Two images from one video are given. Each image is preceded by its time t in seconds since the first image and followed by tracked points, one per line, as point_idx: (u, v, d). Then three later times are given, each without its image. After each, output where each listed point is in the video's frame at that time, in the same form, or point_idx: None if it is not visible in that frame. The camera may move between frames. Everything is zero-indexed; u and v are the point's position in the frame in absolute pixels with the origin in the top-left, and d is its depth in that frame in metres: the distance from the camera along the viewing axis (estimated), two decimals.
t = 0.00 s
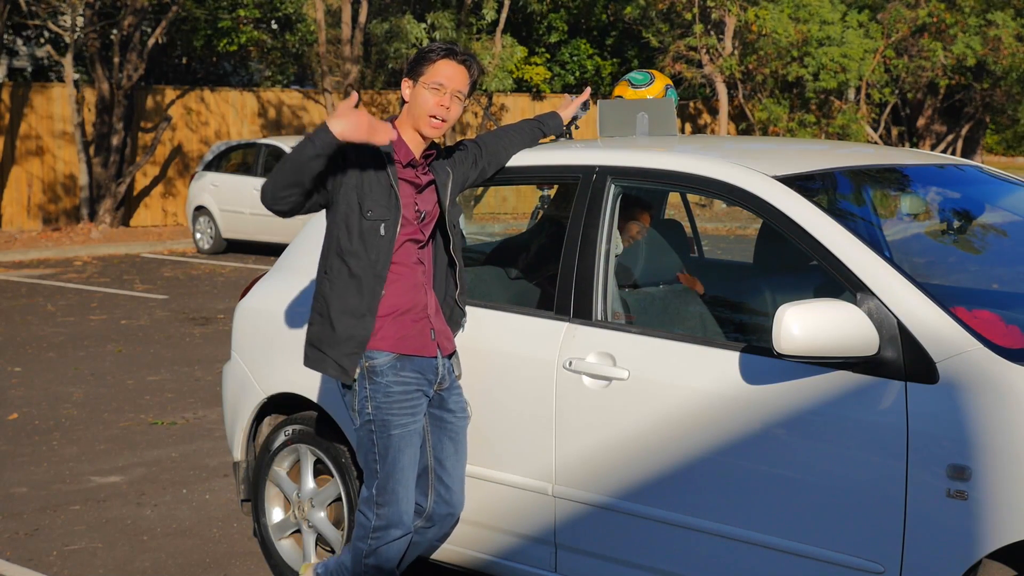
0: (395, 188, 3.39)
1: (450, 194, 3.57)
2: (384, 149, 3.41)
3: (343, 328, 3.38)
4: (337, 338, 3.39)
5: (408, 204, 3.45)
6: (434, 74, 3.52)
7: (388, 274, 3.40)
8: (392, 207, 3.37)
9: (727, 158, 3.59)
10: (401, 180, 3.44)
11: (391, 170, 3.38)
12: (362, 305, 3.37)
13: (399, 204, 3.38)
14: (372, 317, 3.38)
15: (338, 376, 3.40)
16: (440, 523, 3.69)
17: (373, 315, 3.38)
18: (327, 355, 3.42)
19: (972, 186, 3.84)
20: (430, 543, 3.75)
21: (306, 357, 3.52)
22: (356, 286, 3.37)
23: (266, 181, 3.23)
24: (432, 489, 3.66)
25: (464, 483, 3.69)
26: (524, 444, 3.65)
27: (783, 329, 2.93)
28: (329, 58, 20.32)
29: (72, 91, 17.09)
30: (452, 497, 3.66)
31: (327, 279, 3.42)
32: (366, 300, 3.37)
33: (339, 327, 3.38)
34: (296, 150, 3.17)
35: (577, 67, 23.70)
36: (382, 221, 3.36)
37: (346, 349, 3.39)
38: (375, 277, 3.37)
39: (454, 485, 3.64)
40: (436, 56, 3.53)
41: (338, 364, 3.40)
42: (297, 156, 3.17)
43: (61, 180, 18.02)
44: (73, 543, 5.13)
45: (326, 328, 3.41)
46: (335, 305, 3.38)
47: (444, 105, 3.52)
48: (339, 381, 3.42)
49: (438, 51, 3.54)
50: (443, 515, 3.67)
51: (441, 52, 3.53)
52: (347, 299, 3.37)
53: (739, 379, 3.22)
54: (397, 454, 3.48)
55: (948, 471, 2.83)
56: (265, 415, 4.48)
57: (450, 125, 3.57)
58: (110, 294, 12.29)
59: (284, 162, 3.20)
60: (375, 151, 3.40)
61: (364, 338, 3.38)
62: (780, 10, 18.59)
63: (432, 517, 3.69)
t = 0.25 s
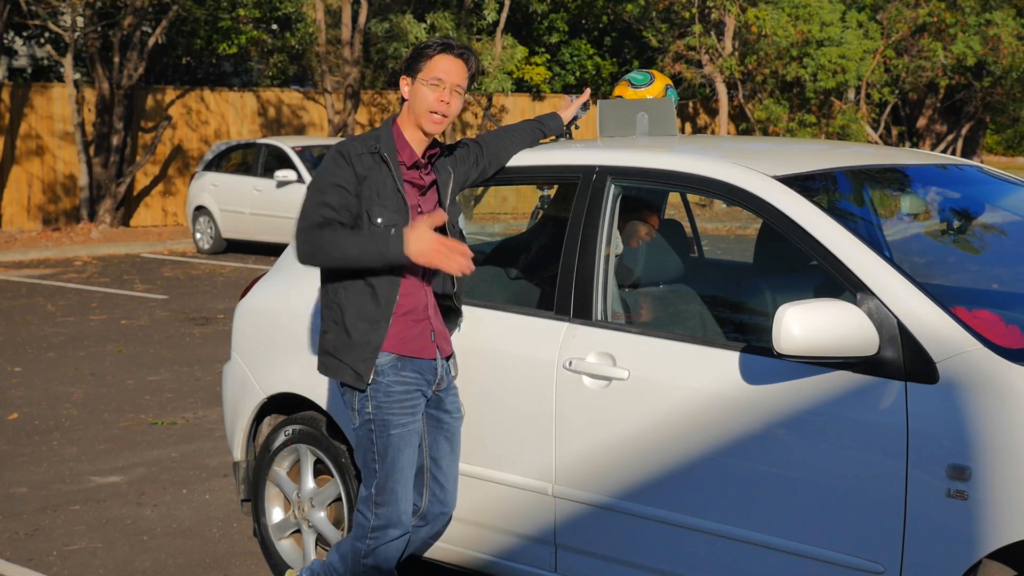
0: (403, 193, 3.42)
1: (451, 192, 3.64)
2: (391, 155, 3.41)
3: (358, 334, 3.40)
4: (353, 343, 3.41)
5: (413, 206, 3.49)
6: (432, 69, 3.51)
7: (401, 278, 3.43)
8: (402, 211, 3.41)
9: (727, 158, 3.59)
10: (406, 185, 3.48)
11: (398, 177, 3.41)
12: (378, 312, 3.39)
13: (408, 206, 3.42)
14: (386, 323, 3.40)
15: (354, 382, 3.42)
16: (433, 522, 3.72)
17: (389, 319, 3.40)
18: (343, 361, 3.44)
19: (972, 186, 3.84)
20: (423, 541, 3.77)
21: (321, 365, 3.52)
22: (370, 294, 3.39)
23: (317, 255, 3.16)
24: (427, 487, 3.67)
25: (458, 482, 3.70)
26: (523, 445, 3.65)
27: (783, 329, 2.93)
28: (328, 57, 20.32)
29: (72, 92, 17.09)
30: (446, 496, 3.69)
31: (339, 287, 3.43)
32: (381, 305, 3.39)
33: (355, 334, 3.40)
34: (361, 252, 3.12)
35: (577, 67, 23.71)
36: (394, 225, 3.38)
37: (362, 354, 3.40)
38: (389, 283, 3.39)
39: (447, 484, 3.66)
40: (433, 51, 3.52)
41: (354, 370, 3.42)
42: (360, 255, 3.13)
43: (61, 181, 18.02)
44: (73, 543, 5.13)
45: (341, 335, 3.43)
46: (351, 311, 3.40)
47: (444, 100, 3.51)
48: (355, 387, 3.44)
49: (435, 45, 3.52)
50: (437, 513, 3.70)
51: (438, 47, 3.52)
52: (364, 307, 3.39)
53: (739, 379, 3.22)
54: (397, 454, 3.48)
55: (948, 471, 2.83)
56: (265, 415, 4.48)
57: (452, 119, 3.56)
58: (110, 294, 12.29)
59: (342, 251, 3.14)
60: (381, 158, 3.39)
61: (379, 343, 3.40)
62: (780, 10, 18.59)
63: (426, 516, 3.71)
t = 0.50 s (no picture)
0: (409, 193, 3.43)
1: (451, 190, 3.66)
2: (391, 157, 3.40)
3: (368, 335, 3.42)
4: (365, 344, 3.44)
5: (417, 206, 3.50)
6: (417, 64, 3.50)
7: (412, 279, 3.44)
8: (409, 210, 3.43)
9: (727, 158, 3.59)
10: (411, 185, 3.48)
11: (401, 178, 3.40)
12: (390, 314, 3.41)
13: (414, 206, 3.44)
14: (397, 324, 3.42)
15: (369, 384, 3.44)
16: (434, 523, 3.72)
17: (400, 320, 3.42)
18: (356, 363, 3.47)
19: (973, 186, 3.84)
20: (425, 540, 3.77)
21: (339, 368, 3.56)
22: (379, 295, 3.41)
23: (357, 275, 3.28)
24: (429, 488, 3.67)
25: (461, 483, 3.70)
26: (523, 445, 3.65)
27: (783, 329, 2.93)
28: (328, 57, 20.33)
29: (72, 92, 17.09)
30: (448, 497, 3.68)
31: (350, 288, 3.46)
32: (392, 307, 3.41)
33: (366, 335, 3.42)
34: (399, 267, 3.27)
35: (577, 67, 23.72)
36: (402, 227, 3.41)
37: (374, 355, 3.43)
38: (398, 283, 3.40)
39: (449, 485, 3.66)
40: (413, 47, 3.51)
41: (366, 371, 3.44)
42: (397, 268, 3.28)
43: (61, 181, 18.03)
44: (73, 543, 5.13)
45: (353, 336, 3.46)
46: (361, 313, 3.43)
47: (432, 93, 3.49)
48: (370, 389, 3.46)
49: (415, 40, 3.51)
50: (437, 514, 3.71)
51: (420, 42, 3.51)
52: (375, 310, 3.41)
53: (739, 379, 3.22)
54: (399, 453, 3.48)
55: (948, 471, 2.83)
56: (265, 415, 4.49)
57: (444, 111, 3.54)
58: (110, 294, 12.29)
59: (381, 267, 3.28)
60: (383, 160, 3.39)
61: (388, 344, 3.42)
62: (780, 10, 18.59)
63: (428, 517, 3.71)
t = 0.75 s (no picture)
0: (409, 197, 3.42)
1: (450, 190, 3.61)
2: (388, 161, 3.41)
3: (374, 338, 3.41)
4: (370, 348, 3.42)
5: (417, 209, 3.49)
6: (414, 68, 3.50)
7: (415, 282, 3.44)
8: (409, 213, 3.42)
9: (726, 158, 3.59)
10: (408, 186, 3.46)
11: (400, 180, 3.40)
12: (394, 317, 3.40)
13: (414, 209, 3.42)
14: (401, 327, 3.41)
15: (376, 387, 3.43)
16: (441, 525, 3.70)
17: (404, 323, 3.42)
18: (363, 366, 3.45)
19: (973, 186, 3.84)
20: (429, 543, 3.75)
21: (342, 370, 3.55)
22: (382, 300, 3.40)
23: (365, 284, 3.25)
24: (434, 490, 3.67)
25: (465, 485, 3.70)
26: (525, 446, 3.64)
27: (783, 329, 2.93)
28: (328, 57, 20.32)
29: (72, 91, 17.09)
30: (454, 499, 3.67)
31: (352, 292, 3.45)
32: (395, 310, 3.40)
33: (371, 339, 3.41)
34: (407, 286, 3.25)
35: (577, 67, 23.72)
36: (403, 230, 3.40)
37: (380, 358, 3.41)
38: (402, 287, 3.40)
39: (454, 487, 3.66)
40: (411, 49, 3.51)
41: (373, 374, 3.43)
42: (405, 286, 3.26)
43: (61, 180, 18.03)
44: (73, 543, 5.13)
45: (358, 339, 3.44)
46: (364, 317, 3.41)
47: (432, 97, 3.50)
48: (377, 393, 3.45)
49: (412, 43, 3.51)
50: (443, 516, 3.69)
51: (415, 44, 3.50)
52: (380, 314, 3.40)
53: (739, 379, 3.22)
54: (402, 453, 3.48)
55: (948, 471, 2.83)
56: (265, 415, 4.49)
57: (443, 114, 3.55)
58: (110, 294, 12.29)
59: (388, 281, 3.25)
60: (380, 165, 3.39)
61: (395, 347, 3.41)
62: (780, 11, 18.59)
63: (433, 519, 3.70)
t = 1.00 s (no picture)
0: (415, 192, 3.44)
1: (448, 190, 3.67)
2: (394, 158, 3.41)
3: (385, 334, 3.40)
4: (381, 342, 3.41)
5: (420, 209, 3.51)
6: (425, 73, 3.47)
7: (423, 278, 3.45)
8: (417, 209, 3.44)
9: (726, 158, 3.59)
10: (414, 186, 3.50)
11: (407, 177, 3.42)
12: (405, 313, 3.40)
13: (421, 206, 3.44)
14: (413, 323, 3.41)
15: (388, 380, 3.42)
16: (438, 522, 3.71)
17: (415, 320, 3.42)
18: (373, 362, 3.44)
19: (972, 186, 3.84)
20: (427, 541, 3.77)
21: (349, 368, 3.53)
22: (397, 294, 3.40)
23: (404, 266, 3.20)
24: (434, 488, 3.68)
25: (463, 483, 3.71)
26: (526, 445, 3.64)
27: (783, 329, 2.93)
28: (328, 57, 20.33)
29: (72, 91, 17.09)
30: (452, 497, 3.69)
31: (370, 286, 3.42)
32: (406, 306, 3.40)
33: (382, 334, 3.41)
34: (442, 258, 3.19)
35: (577, 67, 23.72)
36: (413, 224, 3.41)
37: (392, 353, 3.41)
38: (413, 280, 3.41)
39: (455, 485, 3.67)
40: (422, 52, 3.47)
41: (385, 370, 3.42)
42: (440, 258, 3.20)
43: (61, 180, 18.03)
44: (73, 543, 5.13)
45: (369, 336, 3.43)
46: (376, 311, 3.41)
47: (443, 102, 3.50)
48: (390, 387, 3.44)
49: (423, 46, 3.47)
50: (442, 513, 3.70)
51: (424, 46, 3.47)
52: (394, 309, 3.40)
53: (740, 379, 3.22)
54: (408, 452, 3.48)
55: (948, 471, 2.83)
56: (265, 415, 4.49)
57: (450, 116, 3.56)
58: (110, 294, 12.29)
59: (424, 258, 3.20)
60: (388, 161, 3.39)
61: (407, 343, 3.41)
62: (780, 11, 18.59)
63: (432, 517, 3.71)
